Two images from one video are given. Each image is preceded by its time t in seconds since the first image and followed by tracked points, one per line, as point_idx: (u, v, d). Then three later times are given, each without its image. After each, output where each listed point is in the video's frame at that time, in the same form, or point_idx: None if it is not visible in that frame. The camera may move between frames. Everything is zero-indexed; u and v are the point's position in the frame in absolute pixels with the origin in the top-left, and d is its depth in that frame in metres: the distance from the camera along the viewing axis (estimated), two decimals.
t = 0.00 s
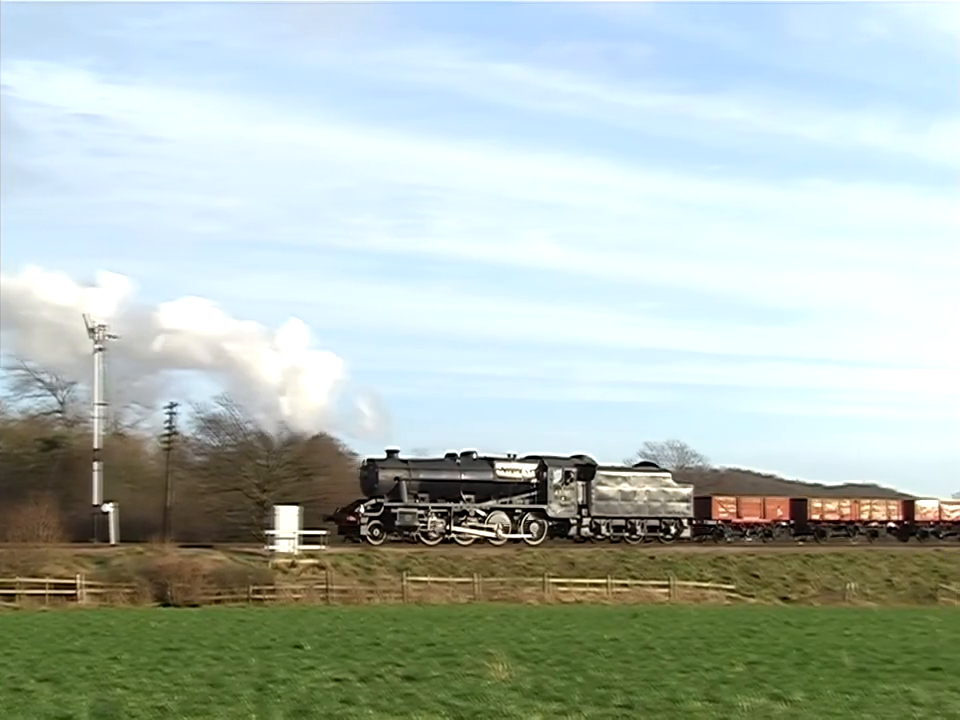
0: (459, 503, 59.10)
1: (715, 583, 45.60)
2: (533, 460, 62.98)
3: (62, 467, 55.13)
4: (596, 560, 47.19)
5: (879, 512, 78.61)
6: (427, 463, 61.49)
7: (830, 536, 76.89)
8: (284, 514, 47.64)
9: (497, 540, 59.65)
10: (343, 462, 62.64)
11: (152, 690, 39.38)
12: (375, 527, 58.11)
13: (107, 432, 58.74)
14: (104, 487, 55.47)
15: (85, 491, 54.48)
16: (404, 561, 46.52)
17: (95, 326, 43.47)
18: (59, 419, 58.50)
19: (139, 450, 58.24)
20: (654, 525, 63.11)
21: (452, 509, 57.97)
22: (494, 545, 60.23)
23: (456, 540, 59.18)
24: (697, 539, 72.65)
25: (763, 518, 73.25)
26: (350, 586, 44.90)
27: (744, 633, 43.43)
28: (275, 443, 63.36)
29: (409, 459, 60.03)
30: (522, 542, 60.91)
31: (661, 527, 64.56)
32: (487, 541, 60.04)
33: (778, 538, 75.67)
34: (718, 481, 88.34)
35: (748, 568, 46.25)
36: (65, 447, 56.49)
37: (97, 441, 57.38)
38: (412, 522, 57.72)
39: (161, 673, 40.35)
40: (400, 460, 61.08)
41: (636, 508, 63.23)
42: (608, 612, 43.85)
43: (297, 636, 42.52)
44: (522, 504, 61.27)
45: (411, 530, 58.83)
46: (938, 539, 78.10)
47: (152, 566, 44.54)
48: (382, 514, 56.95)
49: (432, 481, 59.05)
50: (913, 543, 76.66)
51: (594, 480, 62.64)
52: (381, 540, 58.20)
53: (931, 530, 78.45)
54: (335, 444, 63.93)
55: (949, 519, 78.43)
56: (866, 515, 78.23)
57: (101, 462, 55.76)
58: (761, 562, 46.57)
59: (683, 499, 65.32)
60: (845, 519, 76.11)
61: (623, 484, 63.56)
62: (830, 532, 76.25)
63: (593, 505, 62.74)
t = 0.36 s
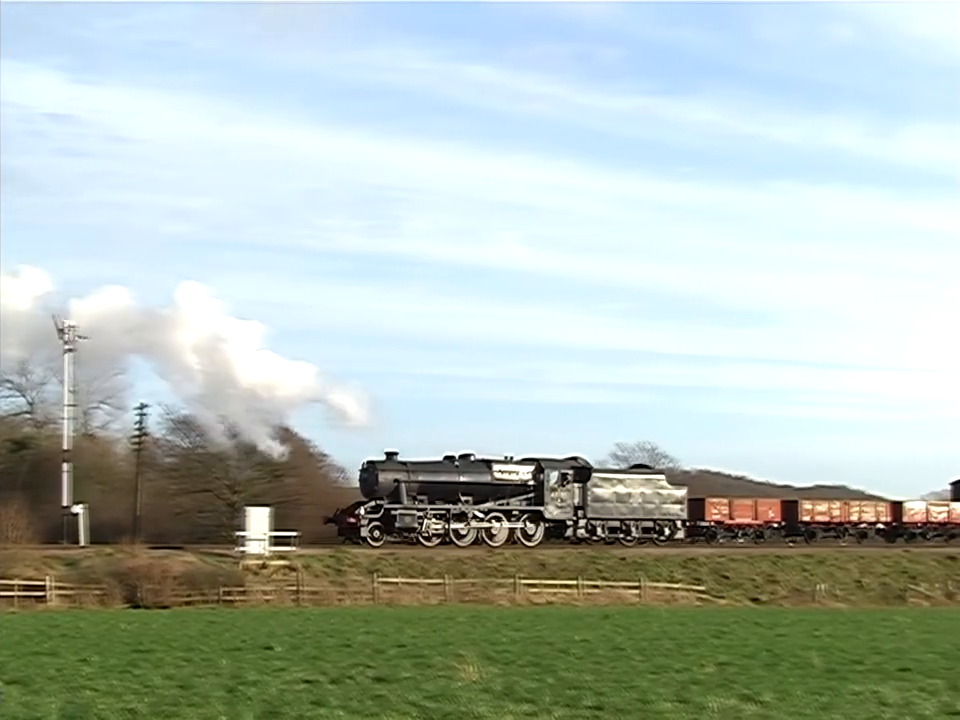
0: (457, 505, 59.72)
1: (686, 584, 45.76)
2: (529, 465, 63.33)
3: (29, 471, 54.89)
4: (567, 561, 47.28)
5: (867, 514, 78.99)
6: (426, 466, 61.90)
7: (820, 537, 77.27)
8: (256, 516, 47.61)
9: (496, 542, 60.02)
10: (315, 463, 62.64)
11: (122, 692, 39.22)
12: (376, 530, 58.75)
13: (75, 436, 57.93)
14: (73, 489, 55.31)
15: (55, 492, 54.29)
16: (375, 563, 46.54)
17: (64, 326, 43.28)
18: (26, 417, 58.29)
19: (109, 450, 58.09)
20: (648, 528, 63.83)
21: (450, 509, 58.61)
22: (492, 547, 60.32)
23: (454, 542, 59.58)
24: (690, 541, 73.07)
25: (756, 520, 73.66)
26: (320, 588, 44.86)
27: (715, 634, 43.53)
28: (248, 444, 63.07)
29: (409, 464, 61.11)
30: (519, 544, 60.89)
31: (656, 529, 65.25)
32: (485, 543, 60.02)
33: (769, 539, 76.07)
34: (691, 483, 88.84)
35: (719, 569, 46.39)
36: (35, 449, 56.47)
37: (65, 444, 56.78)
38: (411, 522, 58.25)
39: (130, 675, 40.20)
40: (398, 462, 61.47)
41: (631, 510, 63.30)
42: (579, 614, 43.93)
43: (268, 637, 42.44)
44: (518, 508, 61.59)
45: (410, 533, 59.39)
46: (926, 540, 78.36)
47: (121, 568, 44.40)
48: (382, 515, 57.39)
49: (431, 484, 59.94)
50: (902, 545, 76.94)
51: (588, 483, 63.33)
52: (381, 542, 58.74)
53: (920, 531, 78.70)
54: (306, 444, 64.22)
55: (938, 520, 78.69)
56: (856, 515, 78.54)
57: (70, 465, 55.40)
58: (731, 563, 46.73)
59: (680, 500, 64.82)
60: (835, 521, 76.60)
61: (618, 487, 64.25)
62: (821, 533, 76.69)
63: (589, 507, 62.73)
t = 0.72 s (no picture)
0: (452, 506, 60.52)
1: (653, 585, 45.91)
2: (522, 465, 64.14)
3: None
4: (535, 561, 47.40)
5: (852, 515, 79.46)
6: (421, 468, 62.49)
7: (806, 538, 77.77)
8: (221, 516, 47.38)
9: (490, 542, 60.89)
10: (282, 468, 62.86)
11: (87, 694, 38.96)
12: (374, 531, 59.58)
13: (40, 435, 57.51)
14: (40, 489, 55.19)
15: (23, 493, 54.03)
16: (342, 564, 46.55)
17: (31, 325, 43.04)
18: None
19: (76, 451, 57.97)
20: (639, 528, 64.72)
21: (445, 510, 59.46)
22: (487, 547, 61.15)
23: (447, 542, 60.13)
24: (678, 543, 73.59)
25: (744, 522, 74.19)
26: (287, 589, 44.81)
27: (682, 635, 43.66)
28: (214, 444, 63.25)
29: (404, 466, 61.63)
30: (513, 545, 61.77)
31: (646, 530, 66.12)
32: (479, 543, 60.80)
33: (755, 540, 76.58)
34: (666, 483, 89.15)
35: (686, 569, 46.59)
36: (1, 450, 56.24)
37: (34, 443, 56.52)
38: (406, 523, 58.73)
39: (97, 676, 39.96)
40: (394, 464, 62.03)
41: (622, 512, 64.22)
42: (547, 614, 44.00)
43: (234, 639, 42.30)
44: (512, 509, 62.48)
45: (406, 532, 60.09)
46: (910, 541, 78.89)
47: (87, 569, 44.19)
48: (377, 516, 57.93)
49: (427, 485, 60.77)
50: (885, 545, 77.50)
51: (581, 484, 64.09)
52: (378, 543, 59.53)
53: (903, 531, 79.25)
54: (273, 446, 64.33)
55: (922, 520, 79.22)
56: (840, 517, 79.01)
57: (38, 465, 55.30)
58: (698, 564, 46.97)
59: (670, 499, 65.66)
60: (821, 523, 77.22)
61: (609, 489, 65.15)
62: (806, 535, 77.25)
63: (581, 508, 63.53)
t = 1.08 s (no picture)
0: (453, 506, 60.64)
1: (629, 585, 45.99)
2: (522, 465, 64.13)
3: None
4: (511, 562, 47.47)
5: (845, 516, 79.59)
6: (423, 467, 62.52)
7: (800, 538, 77.92)
8: (197, 516, 47.29)
9: (490, 542, 61.23)
10: (257, 467, 62.56)
11: (61, 695, 38.68)
12: (376, 530, 59.60)
13: (12, 434, 57.21)
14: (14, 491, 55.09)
15: None
16: (318, 564, 46.55)
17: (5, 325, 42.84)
18: None
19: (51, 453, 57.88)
20: (637, 528, 65.32)
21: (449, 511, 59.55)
22: (486, 547, 61.50)
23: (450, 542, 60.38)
24: (676, 543, 73.53)
25: (740, 522, 74.25)
26: (263, 589, 44.72)
27: (658, 635, 43.70)
28: (188, 445, 63.21)
29: (408, 465, 61.72)
30: (512, 545, 62.17)
31: (644, 530, 66.72)
32: (479, 543, 61.16)
33: (750, 541, 76.68)
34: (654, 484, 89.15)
35: (661, 569, 46.71)
36: None
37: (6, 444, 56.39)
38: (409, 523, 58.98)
39: (71, 677, 39.75)
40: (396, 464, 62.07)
41: (621, 511, 65.05)
42: (523, 614, 44.00)
43: (210, 639, 42.16)
44: (512, 509, 62.83)
45: (407, 532, 60.19)
46: (901, 541, 79.13)
47: (62, 570, 44.04)
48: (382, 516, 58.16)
49: (429, 485, 60.68)
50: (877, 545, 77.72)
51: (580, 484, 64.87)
52: (381, 542, 59.56)
53: (895, 531, 79.49)
54: (248, 445, 64.16)
55: (913, 520, 79.47)
56: (833, 517, 79.13)
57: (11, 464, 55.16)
58: (674, 564, 47.11)
59: (666, 500, 66.38)
60: (815, 524, 77.39)
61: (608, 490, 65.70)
62: (800, 535, 77.42)
63: (580, 508, 64.32)
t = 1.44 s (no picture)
0: (449, 507, 60.95)
1: (599, 585, 46.17)
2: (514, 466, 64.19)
3: None
4: (481, 562, 47.59)
5: (832, 516, 79.75)
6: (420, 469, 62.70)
7: (788, 539, 78.06)
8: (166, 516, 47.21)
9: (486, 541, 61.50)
10: (227, 466, 63.14)
11: (27, 697, 38.37)
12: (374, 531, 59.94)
13: None
14: None
15: None
16: (287, 564, 46.55)
17: None
18: None
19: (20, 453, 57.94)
20: (629, 529, 65.69)
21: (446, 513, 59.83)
22: (481, 548, 61.85)
23: (446, 542, 60.71)
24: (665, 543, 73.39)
25: (730, 522, 74.32)
26: (232, 589, 44.65)
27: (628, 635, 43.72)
28: (156, 444, 63.54)
29: (405, 466, 61.97)
30: (505, 545, 62.48)
31: (635, 530, 67.16)
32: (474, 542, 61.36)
33: (739, 541, 76.79)
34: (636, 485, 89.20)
35: (631, 569, 46.88)
36: None
37: None
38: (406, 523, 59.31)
39: (38, 679, 39.49)
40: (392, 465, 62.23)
41: (612, 512, 65.47)
42: (493, 615, 44.06)
43: (179, 640, 41.97)
44: (506, 509, 63.08)
45: (405, 532, 60.61)
46: (886, 541, 79.51)
47: (30, 570, 43.86)
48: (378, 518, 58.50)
49: (427, 486, 60.91)
50: (861, 545, 78.08)
51: (572, 485, 65.10)
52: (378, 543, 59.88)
53: (879, 531, 79.88)
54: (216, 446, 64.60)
55: (897, 520, 79.92)
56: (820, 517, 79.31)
57: None
58: (644, 564, 47.23)
59: (656, 499, 66.79)
60: (802, 524, 77.53)
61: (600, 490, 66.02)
62: (788, 536, 77.58)
63: (574, 510, 64.87)
